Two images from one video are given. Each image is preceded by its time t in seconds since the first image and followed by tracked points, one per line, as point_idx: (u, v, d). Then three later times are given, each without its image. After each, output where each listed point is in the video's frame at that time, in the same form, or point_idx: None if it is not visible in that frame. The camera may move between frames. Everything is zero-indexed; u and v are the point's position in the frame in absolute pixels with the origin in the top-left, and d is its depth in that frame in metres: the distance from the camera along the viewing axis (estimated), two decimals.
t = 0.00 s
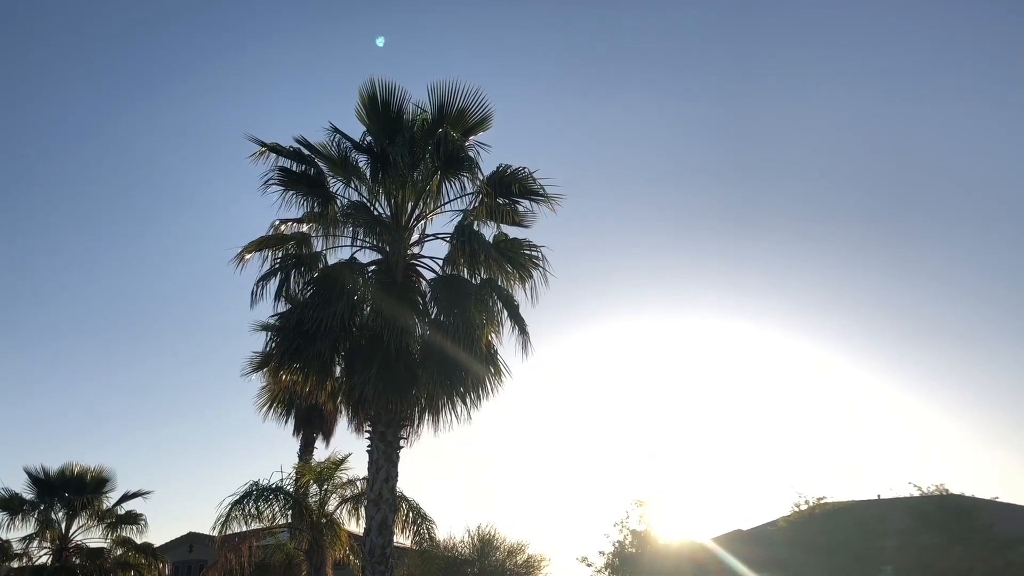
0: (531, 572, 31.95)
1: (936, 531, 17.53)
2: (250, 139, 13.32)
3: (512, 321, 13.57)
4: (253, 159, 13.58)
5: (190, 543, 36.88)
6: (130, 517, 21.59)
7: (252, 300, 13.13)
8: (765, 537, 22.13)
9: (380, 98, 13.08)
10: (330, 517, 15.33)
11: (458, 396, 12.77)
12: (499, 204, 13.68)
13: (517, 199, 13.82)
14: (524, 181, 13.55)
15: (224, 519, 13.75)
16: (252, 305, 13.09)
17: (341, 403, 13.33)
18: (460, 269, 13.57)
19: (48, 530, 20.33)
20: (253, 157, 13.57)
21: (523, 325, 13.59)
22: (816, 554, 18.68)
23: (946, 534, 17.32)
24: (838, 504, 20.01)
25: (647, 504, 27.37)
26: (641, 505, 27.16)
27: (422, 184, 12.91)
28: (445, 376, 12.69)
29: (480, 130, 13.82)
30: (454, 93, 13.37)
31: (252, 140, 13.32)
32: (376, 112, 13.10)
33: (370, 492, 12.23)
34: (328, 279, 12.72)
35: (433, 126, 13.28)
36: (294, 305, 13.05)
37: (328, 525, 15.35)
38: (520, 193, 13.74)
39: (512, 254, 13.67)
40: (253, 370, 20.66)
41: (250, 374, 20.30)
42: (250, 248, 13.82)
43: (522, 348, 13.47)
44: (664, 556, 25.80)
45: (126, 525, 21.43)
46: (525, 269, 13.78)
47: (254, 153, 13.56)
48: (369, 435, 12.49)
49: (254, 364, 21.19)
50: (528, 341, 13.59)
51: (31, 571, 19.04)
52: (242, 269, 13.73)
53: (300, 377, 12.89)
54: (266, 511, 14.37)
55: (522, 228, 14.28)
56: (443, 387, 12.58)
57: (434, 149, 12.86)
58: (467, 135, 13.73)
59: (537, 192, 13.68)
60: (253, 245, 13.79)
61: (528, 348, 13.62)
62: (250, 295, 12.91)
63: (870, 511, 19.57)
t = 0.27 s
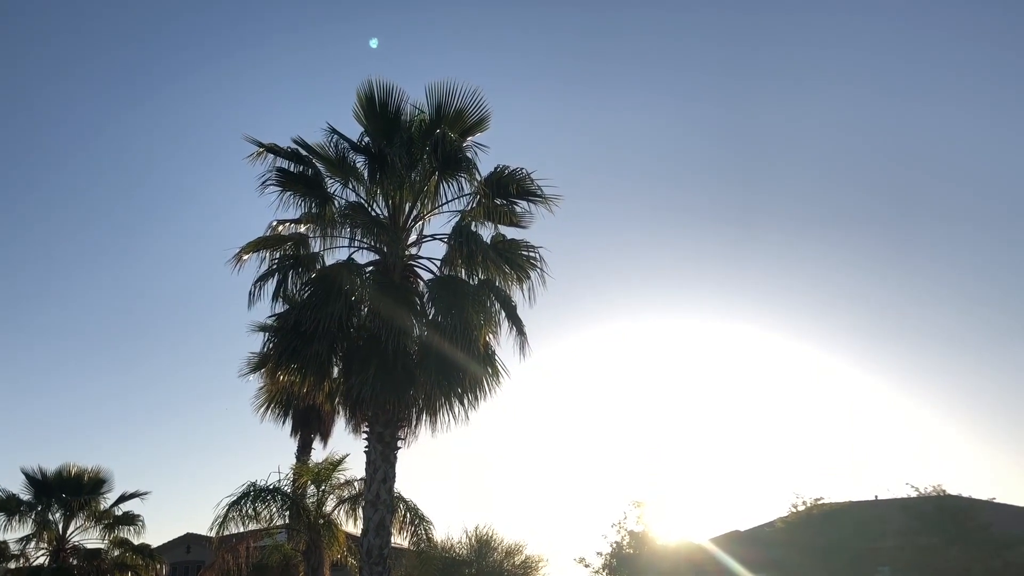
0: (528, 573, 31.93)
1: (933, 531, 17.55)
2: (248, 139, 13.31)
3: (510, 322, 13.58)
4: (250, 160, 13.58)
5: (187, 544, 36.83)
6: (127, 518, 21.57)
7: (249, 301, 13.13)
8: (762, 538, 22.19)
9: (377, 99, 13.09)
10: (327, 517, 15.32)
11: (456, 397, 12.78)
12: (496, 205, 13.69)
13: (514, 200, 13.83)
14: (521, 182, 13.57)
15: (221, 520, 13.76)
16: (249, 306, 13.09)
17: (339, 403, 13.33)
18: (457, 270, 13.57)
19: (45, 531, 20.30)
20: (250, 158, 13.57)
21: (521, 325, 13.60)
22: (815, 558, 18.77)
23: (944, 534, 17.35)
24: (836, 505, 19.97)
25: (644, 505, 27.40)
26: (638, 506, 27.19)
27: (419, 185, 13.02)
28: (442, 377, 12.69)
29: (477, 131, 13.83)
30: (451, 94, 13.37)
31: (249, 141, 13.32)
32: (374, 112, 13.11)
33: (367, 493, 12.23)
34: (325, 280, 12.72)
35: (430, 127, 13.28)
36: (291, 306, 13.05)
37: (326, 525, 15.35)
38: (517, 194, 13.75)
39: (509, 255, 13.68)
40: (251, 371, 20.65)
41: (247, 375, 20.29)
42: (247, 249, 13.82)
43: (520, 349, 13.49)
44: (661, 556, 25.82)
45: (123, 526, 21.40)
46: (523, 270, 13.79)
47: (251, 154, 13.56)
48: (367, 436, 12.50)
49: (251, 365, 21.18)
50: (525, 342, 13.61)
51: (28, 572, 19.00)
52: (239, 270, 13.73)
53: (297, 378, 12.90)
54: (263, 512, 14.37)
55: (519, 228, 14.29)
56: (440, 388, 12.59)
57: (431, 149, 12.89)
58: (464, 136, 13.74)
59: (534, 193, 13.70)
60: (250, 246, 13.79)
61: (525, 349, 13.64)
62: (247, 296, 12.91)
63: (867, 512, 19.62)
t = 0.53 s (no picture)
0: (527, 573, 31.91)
1: (930, 532, 17.51)
2: (247, 139, 13.31)
3: (509, 323, 13.57)
4: (249, 160, 13.57)
5: (185, 544, 36.80)
6: (125, 518, 21.55)
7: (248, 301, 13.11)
8: (761, 538, 22.21)
9: (376, 99, 13.08)
10: (326, 518, 15.30)
11: (454, 397, 12.77)
12: (495, 205, 13.69)
13: (513, 200, 13.82)
14: (520, 182, 13.57)
15: (219, 520, 13.74)
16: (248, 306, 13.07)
17: (337, 404, 13.32)
18: (456, 270, 13.56)
19: (43, 531, 20.27)
20: (249, 158, 13.56)
21: (520, 326, 13.60)
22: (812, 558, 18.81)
23: (942, 535, 17.42)
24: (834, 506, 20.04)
25: (643, 506, 27.40)
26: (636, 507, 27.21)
27: (418, 185, 13.04)
28: (441, 377, 12.68)
29: (476, 131, 13.83)
30: (450, 94, 13.36)
31: (248, 141, 13.31)
32: (372, 112, 13.10)
33: (366, 493, 12.22)
34: (323, 280, 12.71)
35: (429, 127, 13.27)
36: (289, 306, 13.04)
37: (324, 526, 15.33)
38: (516, 194, 13.74)
39: (508, 255, 13.67)
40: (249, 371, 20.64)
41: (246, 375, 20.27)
42: (246, 249, 13.80)
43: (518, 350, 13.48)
44: (660, 557, 25.81)
45: (121, 526, 21.38)
46: (522, 270, 13.78)
47: (250, 154, 13.55)
48: (365, 436, 12.48)
49: (250, 365, 21.16)
50: (524, 342, 13.60)
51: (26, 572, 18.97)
52: (238, 270, 13.71)
53: (296, 378, 12.88)
54: (262, 512, 14.35)
55: (518, 229, 14.28)
56: (439, 388, 12.58)
57: (430, 149, 12.89)
58: (463, 136, 13.73)
59: (533, 193, 13.70)
60: (249, 246, 13.78)
61: (524, 350, 13.64)
62: (246, 296, 12.89)
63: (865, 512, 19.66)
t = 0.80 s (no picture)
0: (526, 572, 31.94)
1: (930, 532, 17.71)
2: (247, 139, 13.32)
3: (508, 322, 13.59)
4: (249, 159, 13.59)
5: (185, 543, 36.81)
6: (125, 517, 21.57)
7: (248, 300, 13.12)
8: (761, 537, 22.30)
9: (376, 98, 13.08)
10: (326, 516, 15.33)
11: (454, 396, 12.79)
12: (494, 204, 13.70)
13: (513, 199, 13.84)
14: (520, 182, 13.58)
15: (219, 519, 13.78)
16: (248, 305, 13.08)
17: (337, 403, 13.33)
18: (456, 270, 13.58)
19: (43, 530, 20.29)
20: (249, 157, 13.58)
21: (519, 325, 13.62)
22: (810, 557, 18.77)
23: (940, 535, 17.57)
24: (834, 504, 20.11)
25: (642, 505, 27.45)
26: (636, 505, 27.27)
27: (418, 185, 13.04)
28: (440, 376, 12.70)
29: (476, 130, 13.84)
30: (450, 93, 13.38)
31: (248, 140, 13.32)
32: (372, 112, 13.10)
33: (366, 492, 12.24)
34: (323, 280, 12.72)
35: (429, 126, 13.29)
36: (289, 305, 13.05)
37: (325, 524, 15.36)
38: (516, 193, 13.76)
39: (508, 254, 13.69)
40: (250, 370, 20.66)
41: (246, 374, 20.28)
42: (246, 249, 13.82)
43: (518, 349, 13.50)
44: (660, 556, 25.85)
45: (121, 525, 21.40)
46: (522, 269, 13.80)
47: (250, 153, 13.57)
48: (365, 436, 12.50)
49: (250, 364, 21.18)
50: (523, 341, 13.62)
51: (26, 571, 19.00)
52: (238, 269, 13.72)
53: (295, 378, 12.90)
54: (262, 511, 14.38)
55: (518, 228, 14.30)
56: (439, 387, 12.59)
57: (430, 149, 12.90)
58: (463, 135, 13.74)
59: (533, 192, 13.71)
60: (249, 245, 13.79)
61: (523, 349, 13.66)
62: (246, 296, 12.91)
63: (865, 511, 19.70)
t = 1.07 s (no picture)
0: (526, 570, 31.93)
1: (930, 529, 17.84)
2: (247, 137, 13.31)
3: (509, 320, 13.57)
4: (249, 157, 13.56)
5: (186, 541, 36.80)
6: (125, 516, 21.55)
7: (248, 298, 13.11)
8: (761, 534, 22.32)
9: (376, 96, 13.05)
10: (326, 515, 15.32)
11: (454, 394, 12.76)
12: (494, 202, 13.67)
13: (513, 197, 13.82)
14: (520, 179, 13.56)
15: (219, 518, 13.78)
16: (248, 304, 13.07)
17: (338, 401, 13.31)
18: (456, 268, 13.56)
19: (43, 528, 20.27)
20: (249, 155, 13.56)
21: (519, 323, 13.60)
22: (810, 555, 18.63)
23: (940, 532, 17.69)
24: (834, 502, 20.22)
25: (642, 503, 27.46)
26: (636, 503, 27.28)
27: (418, 182, 13.01)
28: (441, 374, 12.68)
29: (476, 128, 13.80)
30: (450, 91, 13.35)
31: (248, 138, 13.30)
32: (372, 109, 13.08)
33: (366, 491, 12.22)
34: (323, 278, 12.70)
35: (429, 124, 13.26)
36: (290, 303, 13.03)
37: (325, 523, 15.36)
38: (516, 191, 13.74)
39: (508, 252, 13.66)
40: (250, 368, 20.64)
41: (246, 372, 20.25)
42: (246, 247, 13.80)
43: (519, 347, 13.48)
44: (660, 554, 25.84)
45: (121, 523, 21.39)
46: (522, 267, 13.78)
47: (250, 151, 13.54)
48: (365, 434, 12.48)
49: (250, 362, 21.16)
50: (524, 339, 13.61)
51: (26, 569, 18.98)
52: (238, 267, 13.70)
53: (296, 376, 12.88)
54: (262, 510, 14.37)
55: (518, 226, 14.27)
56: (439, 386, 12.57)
57: (430, 146, 12.88)
58: (463, 133, 13.71)
59: (533, 190, 13.69)
60: (249, 243, 13.77)
61: (524, 347, 13.64)
62: (246, 294, 12.89)
63: (863, 508, 19.81)
